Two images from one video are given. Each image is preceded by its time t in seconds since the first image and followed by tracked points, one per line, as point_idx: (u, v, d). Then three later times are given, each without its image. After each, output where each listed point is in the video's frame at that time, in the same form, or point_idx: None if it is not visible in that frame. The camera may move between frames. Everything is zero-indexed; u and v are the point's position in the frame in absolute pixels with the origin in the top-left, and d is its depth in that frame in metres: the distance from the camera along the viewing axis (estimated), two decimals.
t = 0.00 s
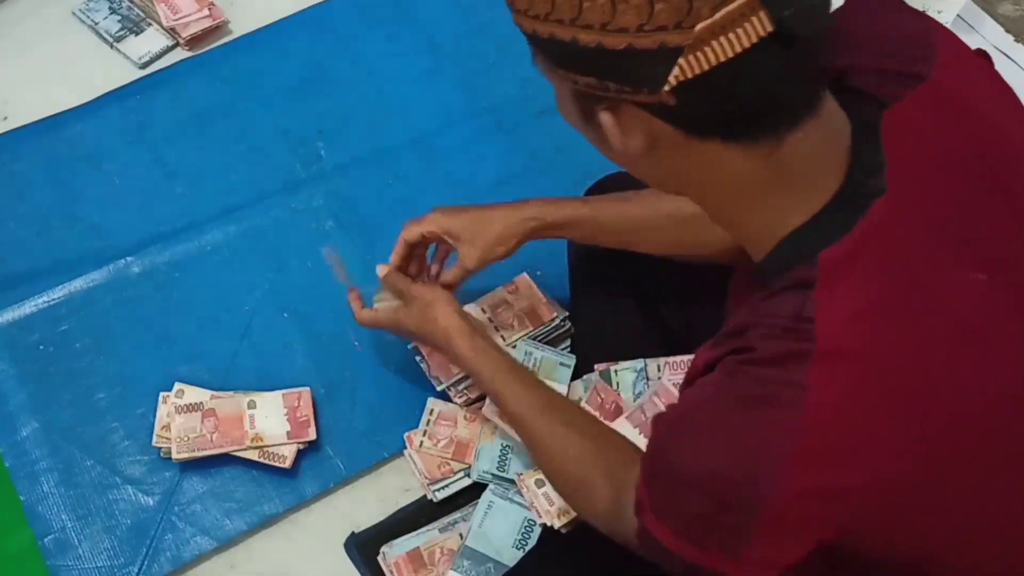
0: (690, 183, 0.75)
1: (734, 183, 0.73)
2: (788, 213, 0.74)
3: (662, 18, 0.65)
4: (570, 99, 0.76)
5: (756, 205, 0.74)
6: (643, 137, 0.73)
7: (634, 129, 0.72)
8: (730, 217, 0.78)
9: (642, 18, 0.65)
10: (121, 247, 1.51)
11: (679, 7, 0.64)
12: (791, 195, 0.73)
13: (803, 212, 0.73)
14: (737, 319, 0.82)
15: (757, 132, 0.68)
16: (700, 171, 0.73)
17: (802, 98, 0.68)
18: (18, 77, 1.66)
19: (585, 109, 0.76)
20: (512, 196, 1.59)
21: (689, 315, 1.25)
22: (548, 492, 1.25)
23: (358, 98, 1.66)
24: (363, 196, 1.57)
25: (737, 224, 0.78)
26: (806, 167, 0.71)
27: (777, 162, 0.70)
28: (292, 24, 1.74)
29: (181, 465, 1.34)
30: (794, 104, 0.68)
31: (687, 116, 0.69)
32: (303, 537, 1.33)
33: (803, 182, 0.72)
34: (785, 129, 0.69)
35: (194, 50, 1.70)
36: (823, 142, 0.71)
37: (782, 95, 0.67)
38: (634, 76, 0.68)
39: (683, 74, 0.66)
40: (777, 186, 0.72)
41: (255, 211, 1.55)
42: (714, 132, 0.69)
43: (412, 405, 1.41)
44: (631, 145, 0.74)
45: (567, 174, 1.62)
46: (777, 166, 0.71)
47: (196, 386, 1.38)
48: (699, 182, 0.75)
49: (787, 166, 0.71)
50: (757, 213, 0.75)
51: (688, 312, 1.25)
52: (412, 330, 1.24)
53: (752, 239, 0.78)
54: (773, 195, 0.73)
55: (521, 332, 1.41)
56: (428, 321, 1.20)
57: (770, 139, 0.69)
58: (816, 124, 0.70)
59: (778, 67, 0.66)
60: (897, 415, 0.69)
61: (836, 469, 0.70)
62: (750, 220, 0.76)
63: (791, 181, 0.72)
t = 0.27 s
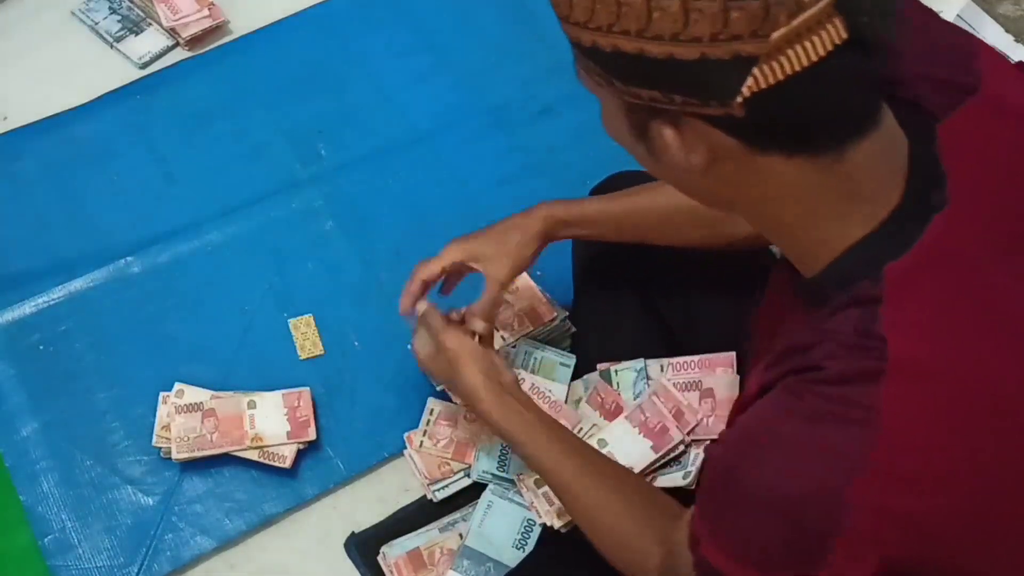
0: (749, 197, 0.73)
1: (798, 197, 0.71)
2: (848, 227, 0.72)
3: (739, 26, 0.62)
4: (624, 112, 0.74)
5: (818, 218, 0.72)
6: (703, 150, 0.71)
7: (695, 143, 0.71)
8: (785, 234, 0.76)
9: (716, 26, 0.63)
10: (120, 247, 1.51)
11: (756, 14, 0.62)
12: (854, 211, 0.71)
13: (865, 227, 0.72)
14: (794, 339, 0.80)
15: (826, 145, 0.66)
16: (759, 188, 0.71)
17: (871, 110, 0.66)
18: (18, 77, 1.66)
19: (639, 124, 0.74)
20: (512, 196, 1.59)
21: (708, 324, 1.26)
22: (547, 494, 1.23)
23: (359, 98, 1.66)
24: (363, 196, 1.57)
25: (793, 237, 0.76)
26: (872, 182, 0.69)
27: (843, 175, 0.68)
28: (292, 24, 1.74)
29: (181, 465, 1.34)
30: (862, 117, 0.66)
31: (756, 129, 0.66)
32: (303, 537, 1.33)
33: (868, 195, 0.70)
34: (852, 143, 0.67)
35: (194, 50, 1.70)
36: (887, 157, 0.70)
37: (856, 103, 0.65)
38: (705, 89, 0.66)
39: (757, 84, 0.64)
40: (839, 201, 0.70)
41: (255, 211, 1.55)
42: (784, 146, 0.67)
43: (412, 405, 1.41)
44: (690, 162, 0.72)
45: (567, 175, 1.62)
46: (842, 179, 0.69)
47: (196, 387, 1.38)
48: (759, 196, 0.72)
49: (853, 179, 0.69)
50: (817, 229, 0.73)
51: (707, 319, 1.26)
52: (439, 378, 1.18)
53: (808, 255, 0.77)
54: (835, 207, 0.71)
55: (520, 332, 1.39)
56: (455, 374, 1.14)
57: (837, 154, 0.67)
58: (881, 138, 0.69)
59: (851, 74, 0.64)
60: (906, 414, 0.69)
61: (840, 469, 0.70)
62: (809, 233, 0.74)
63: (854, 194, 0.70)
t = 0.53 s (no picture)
0: (736, 206, 0.74)
1: (788, 209, 0.72)
2: (832, 235, 0.74)
3: (738, 43, 0.63)
4: (609, 128, 0.74)
5: (804, 228, 0.74)
6: (693, 166, 0.72)
7: (685, 160, 0.71)
8: (771, 243, 0.78)
9: (715, 44, 0.64)
10: (120, 247, 1.51)
11: (757, 31, 0.63)
12: (843, 222, 0.72)
13: (853, 238, 0.73)
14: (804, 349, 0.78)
15: (819, 158, 0.68)
16: (750, 200, 0.72)
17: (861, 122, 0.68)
18: (18, 77, 1.66)
19: (626, 140, 0.74)
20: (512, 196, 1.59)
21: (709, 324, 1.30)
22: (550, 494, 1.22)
23: (359, 98, 1.66)
24: (363, 197, 1.57)
25: (777, 243, 0.77)
26: (859, 194, 0.71)
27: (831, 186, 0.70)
28: (292, 23, 1.74)
29: (181, 465, 1.34)
30: (854, 129, 0.68)
31: (751, 146, 0.68)
32: (303, 537, 1.33)
33: (855, 203, 0.72)
34: (842, 155, 0.69)
35: (194, 50, 1.70)
36: (871, 167, 0.72)
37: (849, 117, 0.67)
38: (700, 106, 0.67)
39: (754, 101, 0.65)
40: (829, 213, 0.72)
41: (255, 211, 1.55)
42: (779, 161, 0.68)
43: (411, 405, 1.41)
44: (680, 175, 0.73)
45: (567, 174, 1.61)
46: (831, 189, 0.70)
47: (196, 387, 1.38)
48: (748, 207, 0.74)
49: (840, 189, 0.70)
50: (805, 240, 0.75)
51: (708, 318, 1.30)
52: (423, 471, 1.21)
53: (794, 265, 0.78)
54: (824, 218, 0.72)
55: (521, 332, 1.39)
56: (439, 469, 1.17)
57: (827, 166, 0.69)
58: (866, 150, 0.71)
59: (846, 87, 0.66)
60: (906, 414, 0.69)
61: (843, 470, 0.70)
62: (797, 242, 0.75)
63: (843, 204, 0.71)
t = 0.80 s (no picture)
0: (684, 238, 0.76)
1: (730, 238, 0.74)
2: (779, 260, 0.75)
3: (650, 88, 0.65)
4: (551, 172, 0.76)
5: (752, 254, 0.75)
6: (633, 206, 0.73)
7: (622, 200, 0.73)
8: (722, 266, 0.79)
9: (628, 89, 0.65)
10: (121, 247, 1.51)
11: (667, 75, 0.64)
12: (790, 243, 0.74)
13: (802, 255, 0.74)
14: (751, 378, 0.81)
15: (750, 188, 0.69)
16: (696, 230, 0.74)
17: (792, 148, 0.69)
18: (18, 76, 1.66)
19: (567, 182, 0.76)
20: (512, 195, 1.59)
21: (703, 329, 1.29)
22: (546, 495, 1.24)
23: (358, 99, 1.66)
24: (363, 197, 1.57)
25: (731, 272, 0.79)
26: (802, 215, 0.72)
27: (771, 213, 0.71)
28: (292, 23, 1.73)
29: (181, 465, 1.34)
30: (782, 158, 0.68)
31: (680, 184, 0.69)
32: (303, 537, 1.33)
33: (796, 228, 0.73)
34: (778, 181, 0.70)
35: (194, 50, 1.70)
36: (812, 190, 0.72)
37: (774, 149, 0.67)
38: (626, 148, 0.68)
39: (675, 142, 0.67)
40: (774, 235, 0.73)
41: (255, 212, 1.55)
42: (710, 194, 0.69)
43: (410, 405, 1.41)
44: (623, 215, 0.75)
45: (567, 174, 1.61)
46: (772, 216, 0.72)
47: (195, 386, 1.38)
48: (695, 237, 0.75)
49: (780, 217, 0.72)
50: (754, 262, 0.76)
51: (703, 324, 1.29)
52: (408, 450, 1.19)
53: (747, 284, 0.79)
54: (766, 243, 0.73)
55: (520, 333, 1.39)
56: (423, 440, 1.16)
57: (765, 193, 0.70)
58: (807, 170, 0.71)
59: (768, 117, 0.66)
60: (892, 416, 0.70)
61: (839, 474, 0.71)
62: (747, 269, 0.77)
63: (784, 230, 0.73)
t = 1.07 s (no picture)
0: (708, 243, 0.76)
1: (753, 243, 0.73)
2: (805, 266, 0.75)
3: (675, 91, 0.63)
4: (575, 173, 0.76)
5: (777, 260, 0.75)
6: (658, 207, 0.73)
7: (648, 201, 0.73)
8: (743, 271, 0.79)
9: (653, 92, 0.64)
10: (121, 247, 1.51)
11: (693, 78, 0.62)
12: (813, 251, 0.74)
13: (825, 264, 0.75)
14: (773, 379, 0.83)
15: (775, 193, 0.69)
16: (720, 236, 0.74)
17: (817, 154, 0.68)
18: (18, 76, 1.66)
19: (591, 182, 0.75)
20: (512, 194, 1.59)
21: (703, 330, 1.30)
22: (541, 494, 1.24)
23: (358, 99, 1.66)
24: (363, 197, 1.57)
25: (754, 277, 0.79)
26: (826, 223, 0.72)
27: (798, 220, 0.71)
28: (292, 23, 1.73)
29: (181, 465, 1.34)
30: (808, 163, 0.68)
31: (704, 187, 0.69)
32: (303, 537, 1.33)
33: (821, 236, 0.73)
34: (804, 187, 0.70)
35: (194, 50, 1.70)
36: (838, 198, 0.72)
37: (797, 151, 0.67)
38: (650, 151, 0.67)
39: (701, 145, 0.66)
40: (798, 242, 0.73)
41: (255, 212, 1.55)
42: (735, 198, 0.69)
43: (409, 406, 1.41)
44: (648, 217, 0.75)
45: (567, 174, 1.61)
46: (797, 223, 0.72)
47: (195, 387, 1.38)
48: (720, 244, 0.75)
49: (805, 223, 0.72)
50: (776, 268, 0.76)
51: (703, 326, 1.30)
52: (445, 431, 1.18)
53: (770, 288, 0.79)
54: (791, 249, 0.74)
55: (521, 333, 1.39)
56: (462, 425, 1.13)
57: (791, 199, 0.70)
58: (831, 177, 0.71)
59: (796, 125, 0.66)
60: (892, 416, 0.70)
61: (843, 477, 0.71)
62: (771, 275, 0.77)
63: (809, 237, 0.73)
